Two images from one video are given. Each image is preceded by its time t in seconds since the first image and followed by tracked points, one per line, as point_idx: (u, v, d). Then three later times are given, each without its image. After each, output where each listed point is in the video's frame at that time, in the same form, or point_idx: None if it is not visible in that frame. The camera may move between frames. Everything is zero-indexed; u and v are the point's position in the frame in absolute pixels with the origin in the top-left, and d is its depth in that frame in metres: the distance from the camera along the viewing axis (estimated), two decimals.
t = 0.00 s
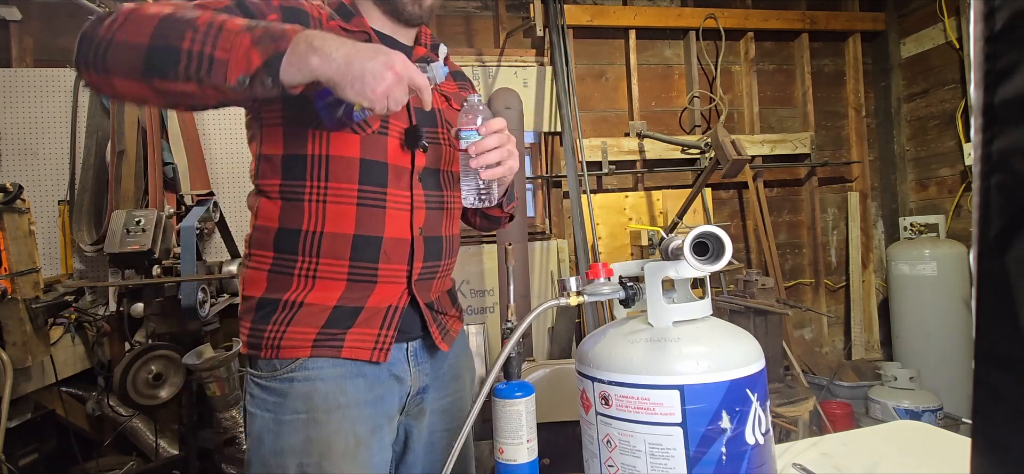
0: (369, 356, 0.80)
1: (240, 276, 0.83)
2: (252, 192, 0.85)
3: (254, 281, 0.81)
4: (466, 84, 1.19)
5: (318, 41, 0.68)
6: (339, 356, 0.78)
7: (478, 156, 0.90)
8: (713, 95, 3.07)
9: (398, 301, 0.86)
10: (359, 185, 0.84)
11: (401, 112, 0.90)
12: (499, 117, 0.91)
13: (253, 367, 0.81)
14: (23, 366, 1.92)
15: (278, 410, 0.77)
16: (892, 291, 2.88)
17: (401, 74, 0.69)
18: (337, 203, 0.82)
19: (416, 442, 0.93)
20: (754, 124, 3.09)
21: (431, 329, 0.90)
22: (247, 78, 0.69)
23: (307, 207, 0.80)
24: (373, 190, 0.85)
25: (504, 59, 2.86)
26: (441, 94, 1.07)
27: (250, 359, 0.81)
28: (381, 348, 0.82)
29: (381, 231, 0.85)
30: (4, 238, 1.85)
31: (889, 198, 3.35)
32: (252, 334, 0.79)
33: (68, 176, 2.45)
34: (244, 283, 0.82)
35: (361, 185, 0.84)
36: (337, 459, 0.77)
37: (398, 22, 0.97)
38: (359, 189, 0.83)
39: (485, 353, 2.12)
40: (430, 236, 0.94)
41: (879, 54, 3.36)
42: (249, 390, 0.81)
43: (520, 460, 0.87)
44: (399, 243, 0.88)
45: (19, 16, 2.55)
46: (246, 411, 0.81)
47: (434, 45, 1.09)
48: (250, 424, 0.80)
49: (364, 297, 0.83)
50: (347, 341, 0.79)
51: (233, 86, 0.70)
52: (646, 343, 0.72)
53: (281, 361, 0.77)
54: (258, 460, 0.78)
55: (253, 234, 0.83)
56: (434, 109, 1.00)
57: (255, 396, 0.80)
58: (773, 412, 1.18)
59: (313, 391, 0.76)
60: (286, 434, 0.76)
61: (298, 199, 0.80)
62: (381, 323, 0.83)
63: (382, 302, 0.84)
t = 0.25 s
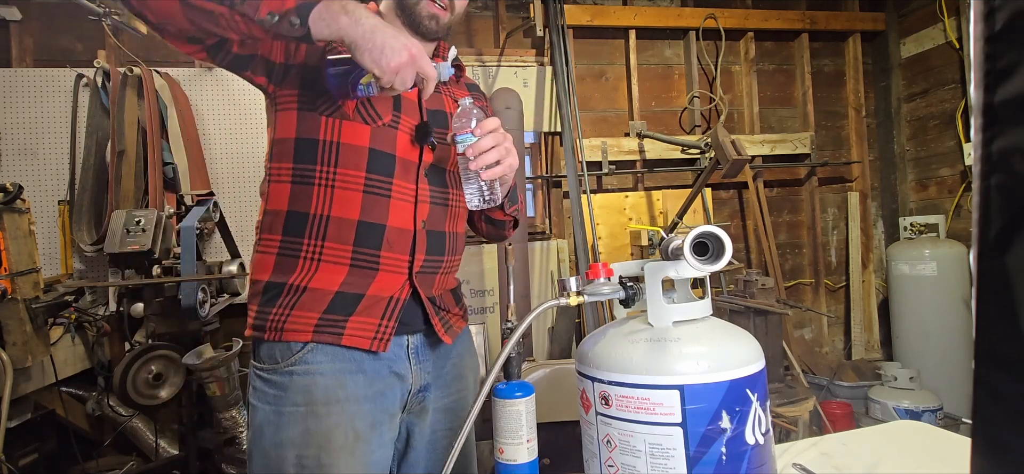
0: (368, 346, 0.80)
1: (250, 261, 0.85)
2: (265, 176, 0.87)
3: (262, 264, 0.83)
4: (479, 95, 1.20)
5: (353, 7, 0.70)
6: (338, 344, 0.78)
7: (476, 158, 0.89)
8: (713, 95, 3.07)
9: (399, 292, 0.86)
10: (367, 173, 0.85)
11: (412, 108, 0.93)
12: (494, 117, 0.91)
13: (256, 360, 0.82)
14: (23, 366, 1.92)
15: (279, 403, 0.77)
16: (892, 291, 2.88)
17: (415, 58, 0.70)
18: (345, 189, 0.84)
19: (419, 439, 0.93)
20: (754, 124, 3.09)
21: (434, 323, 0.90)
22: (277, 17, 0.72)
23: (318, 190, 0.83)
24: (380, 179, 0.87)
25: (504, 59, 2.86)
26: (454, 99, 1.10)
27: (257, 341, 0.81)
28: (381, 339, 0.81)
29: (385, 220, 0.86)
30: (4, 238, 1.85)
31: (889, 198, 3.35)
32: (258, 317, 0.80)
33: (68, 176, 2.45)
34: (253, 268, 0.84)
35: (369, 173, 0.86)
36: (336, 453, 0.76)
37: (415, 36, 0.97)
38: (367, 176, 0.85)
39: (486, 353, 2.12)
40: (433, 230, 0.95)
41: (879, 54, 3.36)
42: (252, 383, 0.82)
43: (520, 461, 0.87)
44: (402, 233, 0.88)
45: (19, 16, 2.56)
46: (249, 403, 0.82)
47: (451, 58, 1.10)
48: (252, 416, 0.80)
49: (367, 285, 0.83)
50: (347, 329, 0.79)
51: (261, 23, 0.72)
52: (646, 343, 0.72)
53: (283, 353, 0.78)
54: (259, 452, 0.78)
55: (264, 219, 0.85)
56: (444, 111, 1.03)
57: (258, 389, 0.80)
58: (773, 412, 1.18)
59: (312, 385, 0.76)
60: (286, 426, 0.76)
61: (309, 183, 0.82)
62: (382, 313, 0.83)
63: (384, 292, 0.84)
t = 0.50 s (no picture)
0: (352, 336, 0.79)
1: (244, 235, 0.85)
2: (269, 153, 0.87)
3: (257, 243, 0.83)
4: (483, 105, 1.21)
5: None
6: (322, 329, 0.78)
7: (466, 166, 0.88)
8: (713, 95, 3.07)
9: (388, 284, 0.86)
10: (368, 161, 0.86)
11: (420, 107, 0.95)
12: (484, 126, 0.91)
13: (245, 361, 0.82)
14: (23, 366, 1.92)
15: (266, 403, 0.77)
16: (892, 291, 2.88)
17: (434, 63, 0.70)
18: (344, 175, 0.84)
19: (410, 442, 0.92)
20: (754, 124, 3.08)
21: (425, 319, 0.90)
22: None
23: (319, 173, 0.82)
24: (381, 169, 0.87)
25: (504, 59, 2.86)
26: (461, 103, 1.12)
27: (246, 319, 0.81)
28: (364, 331, 0.81)
29: (380, 209, 0.86)
30: (4, 238, 1.85)
31: (889, 198, 3.35)
32: (247, 292, 0.80)
33: (68, 176, 2.45)
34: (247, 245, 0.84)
35: (371, 161, 0.86)
36: (322, 454, 0.76)
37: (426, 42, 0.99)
38: (368, 164, 0.86)
39: (486, 353, 2.12)
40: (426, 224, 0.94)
41: (879, 54, 3.36)
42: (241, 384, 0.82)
43: (520, 461, 0.87)
44: (395, 224, 0.88)
45: (18, 16, 2.56)
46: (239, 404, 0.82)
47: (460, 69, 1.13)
48: (240, 417, 0.80)
49: (357, 272, 0.83)
50: (332, 314, 0.78)
51: None
52: (645, 342, 0.72)
53: (270, 352, 0.78)
54: (246, 452, 0.78)
55: (263, 197, 0.85)
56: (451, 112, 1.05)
57: (246, 389, 0.80)
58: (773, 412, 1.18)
59: (298, 385, 0.76)
60: (272, 426, 0.76)
61: (310, 165, 0.82)
62: (369, 304, 0.83)
63: (373, 282, 0.84)
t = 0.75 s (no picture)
0: (348, 335, 0.79)
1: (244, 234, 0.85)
2: (269, 152, 0.87)
3: (256, 242, 0.83)
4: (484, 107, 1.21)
5: None
6: (318, 328, 0.77)
7: (467, 166, 0.88)
8: (713, 95, 3.07)
9: (386, 284, 0.86)
10: (368, 161, 0.86)
11: (421, 108, 0.95)
12: (484, 127, 0.90)
13: (244, 360, 0.82)
14: (23, 366, 1.92)
15: (265, 403, 0.77)
16: (892, 291, 2.88)
17: (435, 64, 0.71)
18: (344, 175, 0.84)
19: (409, 442, 0.92)
20: (754, 124, 3.08)
21: (424, 319, 0.90)
22: None
23: (318, 173, 0.83)
24: (380, 169, 0.87)
25: (504, 59, 2.86)
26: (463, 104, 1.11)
27: (245, 318, 0.81)
28: (362, 330, 0.81)
29: (379, 210, 0.86)
30: (4, 238, 1.85)
31: (889, 198, 3.35)
32: (245, 291, 0.80)
33: (68, 176, 2.45)
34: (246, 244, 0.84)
35: (370, 162, 0.86)
36: (320, 453, 0.76)
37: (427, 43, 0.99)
38: (367, 164, 0.85)
39: (486, 352, 2.12)
40: (425, 225, 0.94)
41: (879, 54, 3.36)
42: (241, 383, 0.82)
43: (520, 461, 0.87)
44: (394, 224, 0.88)
45: (18, 15, 2.56)
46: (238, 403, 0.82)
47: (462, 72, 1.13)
48: (239, 416, 0.80)
49: (356, 273, 0.83)
50: (329, 314, 0.78)
51: None
52: (645, 342, 0.72)
53: (269, 352, 0.78)
54: (245, 451, 0.78)
55: (263, 196, 0.85)
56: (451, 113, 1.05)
57: (245, 389, 0.80)
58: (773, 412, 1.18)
59: (297, 385, 0.76)
60: (271, 426, 0.76)
61: (310, 164, 0.83)
62: (366, 303, 0.83)
63: (372, 282, 0.84)
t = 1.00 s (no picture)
0: (347, 334, 0.79)
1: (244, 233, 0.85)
2: (270, 151, 0.87)
3: (256, 241, 0.83)
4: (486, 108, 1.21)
5: None
6: (316, 328, 0.77)
7: (470, 167, 0.88)
8: (713, 95, 3.07)
9: (386, 284, 0.86)
10: (368, 161, 0.86)
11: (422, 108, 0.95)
12: (489, 128, 0.90)
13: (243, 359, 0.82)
14: (23, 366, 1.92)
15: (263, 402, 0.77)
16: (892, 291, 2.88)
17: (440, 67, 0.71)
18: (344, 175, 0.84)
19: (408, 442, 0.92)
20: (754, 124, 3.08)
21: (423, 319, 0.90)
22: None
23: (318, 173, 0.82)
24: (381, 169, 0.87)
25: (504, 59, 2.86)
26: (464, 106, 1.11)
27: (245, 316, 0.81)
28: (361, 330, 0.81)
29: (380, 210, 0.86)
30: (4, 238, 1.85)
31: (889, 198, 3.36)
32: (245, 290, 0.80)
33: (68, 176, 2.45)
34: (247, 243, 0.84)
35: (371, 162, 0.86)
36: (318, 453, 0.76)
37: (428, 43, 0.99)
38: (367, 165, 0.85)
39: (486, 352, 2.12)
40: (425, 225, 0.94)
41: (879, 54, 3.36)
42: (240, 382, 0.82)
43: (520, 461, 0.87)
44: (394, 225, 0.88)
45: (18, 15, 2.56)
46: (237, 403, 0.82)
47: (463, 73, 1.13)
48: (239, 415, 0.80)
49: (355, 273, 0.83)
50: (328, 313, 0.78)
51: None
52: (645, 342, 0.72)
53: (269, 351, 0.78)
54: (244, 451, 0.78)
55: (263, 195, 0.85)
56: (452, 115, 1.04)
57: (244, 388, 0.80)
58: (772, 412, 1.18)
59: (296, 384, 0.76)
60: (270, 426, 0.76)
61: (311, 164, 0.82)
62: (366, 303, 0.83)
63: (371, 282, 0.84)
